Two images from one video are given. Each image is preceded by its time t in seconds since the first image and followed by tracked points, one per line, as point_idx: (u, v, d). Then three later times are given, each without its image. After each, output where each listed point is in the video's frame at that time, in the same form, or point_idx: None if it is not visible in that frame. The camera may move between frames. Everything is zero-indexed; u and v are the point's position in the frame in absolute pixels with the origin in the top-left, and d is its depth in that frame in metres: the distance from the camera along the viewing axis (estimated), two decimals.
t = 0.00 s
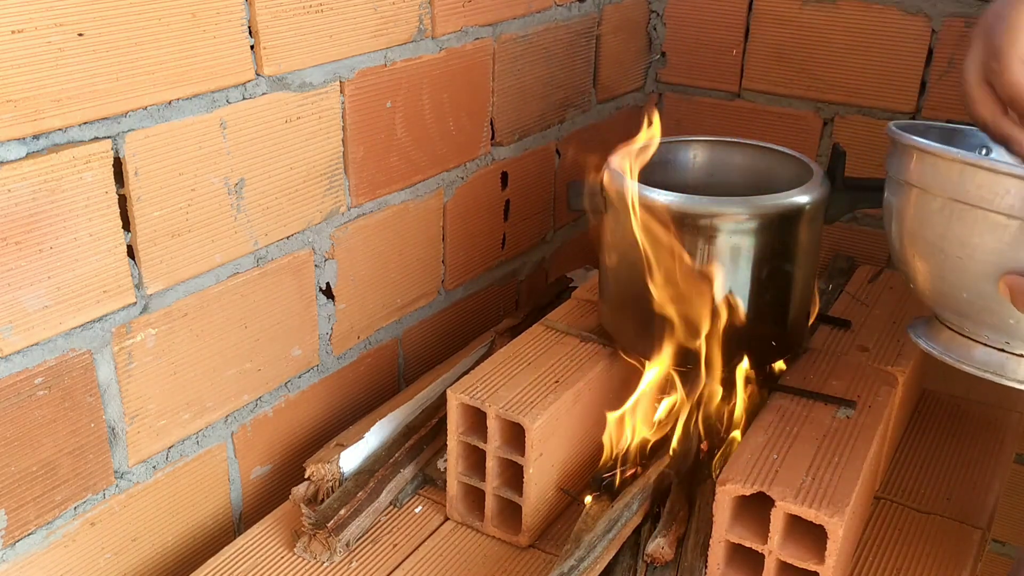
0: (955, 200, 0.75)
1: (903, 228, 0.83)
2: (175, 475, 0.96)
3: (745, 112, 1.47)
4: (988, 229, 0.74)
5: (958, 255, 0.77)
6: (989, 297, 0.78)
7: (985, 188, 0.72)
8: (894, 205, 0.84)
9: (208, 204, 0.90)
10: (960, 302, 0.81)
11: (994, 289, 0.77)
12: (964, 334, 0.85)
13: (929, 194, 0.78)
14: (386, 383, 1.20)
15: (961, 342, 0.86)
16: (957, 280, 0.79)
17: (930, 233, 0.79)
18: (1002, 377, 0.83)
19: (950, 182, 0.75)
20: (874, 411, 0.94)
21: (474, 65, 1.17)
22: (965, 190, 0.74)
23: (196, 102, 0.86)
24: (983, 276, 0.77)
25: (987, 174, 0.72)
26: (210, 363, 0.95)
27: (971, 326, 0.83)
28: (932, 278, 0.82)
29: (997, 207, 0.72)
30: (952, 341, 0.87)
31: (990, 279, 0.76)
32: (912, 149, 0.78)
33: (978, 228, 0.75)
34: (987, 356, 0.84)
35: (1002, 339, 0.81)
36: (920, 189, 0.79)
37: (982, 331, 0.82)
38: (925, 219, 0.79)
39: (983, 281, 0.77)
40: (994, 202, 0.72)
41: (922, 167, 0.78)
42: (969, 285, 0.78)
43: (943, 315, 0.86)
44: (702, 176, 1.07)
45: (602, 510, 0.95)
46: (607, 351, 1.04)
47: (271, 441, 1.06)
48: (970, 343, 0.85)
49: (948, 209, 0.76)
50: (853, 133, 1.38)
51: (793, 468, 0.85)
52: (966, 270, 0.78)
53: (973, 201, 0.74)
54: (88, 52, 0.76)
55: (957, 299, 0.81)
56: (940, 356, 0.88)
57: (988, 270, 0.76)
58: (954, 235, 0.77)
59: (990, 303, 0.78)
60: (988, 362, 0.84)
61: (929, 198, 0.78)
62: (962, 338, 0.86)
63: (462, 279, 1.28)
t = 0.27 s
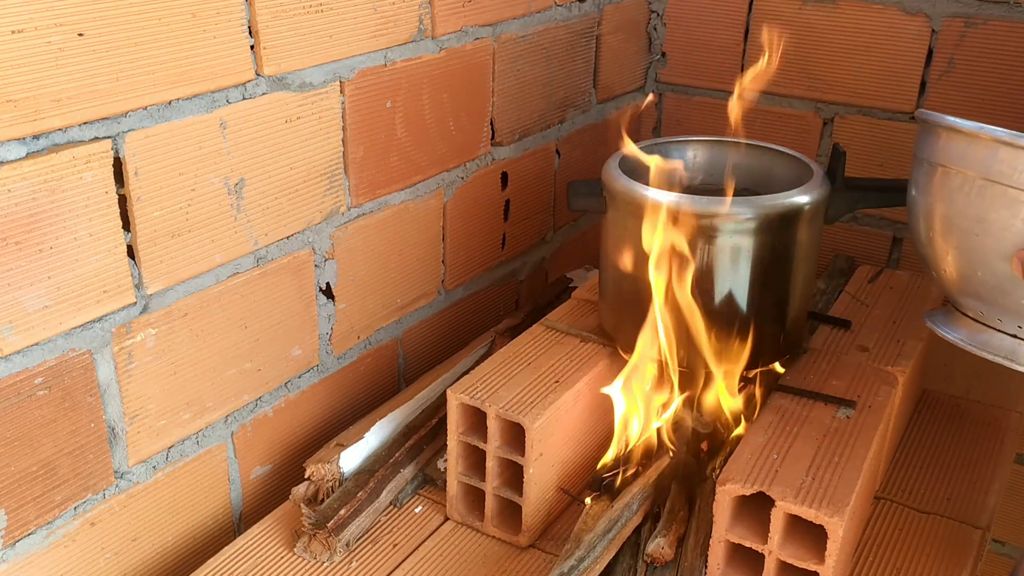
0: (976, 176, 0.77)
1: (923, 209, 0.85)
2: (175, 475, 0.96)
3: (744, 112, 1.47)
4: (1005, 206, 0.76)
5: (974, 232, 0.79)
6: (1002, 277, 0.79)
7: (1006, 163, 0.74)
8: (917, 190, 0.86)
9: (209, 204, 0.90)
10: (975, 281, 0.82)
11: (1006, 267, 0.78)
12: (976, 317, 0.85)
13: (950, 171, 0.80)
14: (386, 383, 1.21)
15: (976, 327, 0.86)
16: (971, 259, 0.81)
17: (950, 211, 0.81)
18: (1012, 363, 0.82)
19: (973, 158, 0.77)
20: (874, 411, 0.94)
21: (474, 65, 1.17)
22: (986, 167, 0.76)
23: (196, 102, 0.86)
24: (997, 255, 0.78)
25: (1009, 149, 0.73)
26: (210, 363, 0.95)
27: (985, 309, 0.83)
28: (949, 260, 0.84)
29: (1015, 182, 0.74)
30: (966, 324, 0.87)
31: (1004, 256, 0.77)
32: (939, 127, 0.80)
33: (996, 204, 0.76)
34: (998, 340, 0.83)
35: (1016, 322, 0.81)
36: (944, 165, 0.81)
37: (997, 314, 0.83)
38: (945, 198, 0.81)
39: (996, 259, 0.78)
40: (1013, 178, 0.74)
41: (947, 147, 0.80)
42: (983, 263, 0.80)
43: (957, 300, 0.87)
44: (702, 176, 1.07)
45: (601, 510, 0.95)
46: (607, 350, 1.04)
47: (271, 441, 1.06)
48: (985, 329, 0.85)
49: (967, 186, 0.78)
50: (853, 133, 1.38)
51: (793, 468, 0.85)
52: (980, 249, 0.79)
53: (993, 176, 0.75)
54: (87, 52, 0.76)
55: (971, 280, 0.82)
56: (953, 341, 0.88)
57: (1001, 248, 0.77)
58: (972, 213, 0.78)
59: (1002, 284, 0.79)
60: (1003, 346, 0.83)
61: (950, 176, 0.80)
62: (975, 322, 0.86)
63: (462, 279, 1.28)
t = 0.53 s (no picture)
0: (982, 170, 0.77)
1: (928, 208, 0.85)
2: (175, 475, 0.96)
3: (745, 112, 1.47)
4: (1010, 200, 0.76)
5: (979, 226, 0.79)
6: (1006, 272, 0.79)
7: (1013, 157, 0.74)
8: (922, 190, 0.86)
9: (209, 204, 0.90)
10: (978, 275, 0.82)
11: (1010, 261, 0.78)
12: (980, 314, 0.85)
13: (955, 165, 0.80)
14: (386, 383, 1.20)
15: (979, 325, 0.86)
16: (975, 252, 0.81)
17: (955, 204, 0.81)
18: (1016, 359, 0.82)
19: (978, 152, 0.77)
20: (874, 411, 0.94)
21: (474, 65, 1.17)
22: (993, 160, 0.76)
23: (196, 102, 0.86)
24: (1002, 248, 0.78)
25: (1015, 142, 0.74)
26: (210, 363, 0.95)
27: (988, 305, 0.83)
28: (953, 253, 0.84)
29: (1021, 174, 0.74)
30: (969, 321, 0.87)
31: (1008, 250, 0.78)
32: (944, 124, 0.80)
33: (1001, 198, 0.76)
34: (1002, 337, 0.83)
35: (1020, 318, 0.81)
36: (949, 160, 0.81)
37: (1000, 311, 0.83)
38: (950, 191, 0.81)
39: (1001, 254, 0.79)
40: (1019, 171, 0.74)
41: (953, 142, 0.80)
42: (987, 257, 0.80)
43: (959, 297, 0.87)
44: (702, 176, 1.07)
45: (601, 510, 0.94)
46: (606, 350, 1.04)
47: (271, 441, 1.06)
48: (988, 325, 0.85)
49: (973, 180, 0.78)
50: (853, 133, 1.38)
51: (793, 468, 0.85)
52: (985, 244, 0.79)
53: (999, 168, 0.76)
54: (87, 52, 0.76)
55: (975, 278, 0.82)
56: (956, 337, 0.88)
57: (1006, 241, 0.78)
58: (977, 207, 0.79)
59: (1007, 280, 0.79)
60: (1007, 342, 0.83)
61: (956, 170, 0.80)
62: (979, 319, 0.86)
63: (462, 279, 1.28)
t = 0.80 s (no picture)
0: (943, 179, 0.79)
1: (898, 213, 0.87)
2: (175, 475, 0.96)
3: (745, 112, 1.47)
4: (973, 208, 0.78)
5: (945, 233, 0.81)
6: (974, 275, 0.81)
7: (971, 167, 0.76)
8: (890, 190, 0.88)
9: (209, 204, 0.90)
10: (949, 279, 0.84)
11: (977, 265, 0.80)
12: (954, 314, 0.88)
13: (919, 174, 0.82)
14: (386, 383, 1.20)
15: (956, 324, 0.88)
16: (944, 258, 0.83)
17: (921, 212, 0.83)
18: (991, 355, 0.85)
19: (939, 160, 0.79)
20: (874, 411, 0.94)
21: (474, 65, 1.17)
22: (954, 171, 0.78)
23: (196, 102, 0.86)
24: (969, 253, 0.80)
25: (974, 154, 0.75)
26: (210, 363, 0.95)
27: (961, 306, 0.86)
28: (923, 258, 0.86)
29: (981, 184, 0.76)
30: (945, 322, 0.89)
31: (974, 255, 0.80)
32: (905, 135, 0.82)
33: (963, 206, 0.78)
34: (977, 334, 0.86)
35: (992, 317, 0.84)
36: (913, 168, 0.83)
37: (975, 311, 0.85)
38: (916, 199, 0.83)
39: (967, 258, 0.81)
40: (979, 180, 0.76)
41: (915, 151, 0.82)
42: (955, 262, 0.82)
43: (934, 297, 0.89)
44: (702, 176, 1.07)
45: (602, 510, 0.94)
46: (607, 350, 1.04)
47: (271, 441, 1.06)
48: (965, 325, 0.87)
49: (937, 188, 0.80)
50: (853, 133, 1.38)
51: (793, 468, 0.85)
52: (952, 249, 0.81)
53: (960, 178, 0.77)
54: (87, 52, 0.76)
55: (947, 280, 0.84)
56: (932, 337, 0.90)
57: (972, 247, 0.79)
58: (942, 215, 0.81)
59: (975, 282, 0.82)
60: (981, 340, 0.85)
61: (920, 179, 0.82)
62: (953, 318, 0.88)
63: (462, 279, 1.28)
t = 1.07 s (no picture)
0: (858, 161, 0.80)
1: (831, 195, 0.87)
2: (175, 475, 0.96)
3: (744, 112, 1.47)
4: (895, 185, 0.79)
5: (876, 211, 0.82)
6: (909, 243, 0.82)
7: (886, 149, 0.77)
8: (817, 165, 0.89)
9: (209, 204, 0.90)
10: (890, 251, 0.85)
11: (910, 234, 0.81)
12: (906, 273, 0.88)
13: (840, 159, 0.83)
14: (386, 383, 1.20)
15: (908, 281, 0.89)
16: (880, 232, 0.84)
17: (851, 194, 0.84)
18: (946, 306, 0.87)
19: (849, 144, 0.80)
20: (874, 411, 0.94)
21: (474, 65, 1.17)
22: (871, 155, 0.78)
23: (196, 102, 0.86)
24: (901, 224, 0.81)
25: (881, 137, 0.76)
26: (210, 363, 0.95)
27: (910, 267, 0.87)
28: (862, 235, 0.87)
29: (896, 161, 0.77)
30: (900, 282, 0.90)
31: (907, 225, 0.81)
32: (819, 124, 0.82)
33: (887, 185, 0.79)
34: (931, 289, 0.87)
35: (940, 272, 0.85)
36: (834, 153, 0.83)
37: (923, 270, 0.86)
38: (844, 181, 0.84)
39: (899, 227, 0.81)
40: (898, 160, 0.77)
41: (831, 136, 0.82)
42: (891, 235, 0.83)
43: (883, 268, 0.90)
44: (702, 176, 1.07)
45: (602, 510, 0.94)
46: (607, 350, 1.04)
47: (271, 441, 1.06)
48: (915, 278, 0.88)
49: (862, 172, 0.81)
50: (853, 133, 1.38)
51: (793, 468, 0.85)
52: (882, 221, 0.82)
53: (876, 160, 0.78)
54: (87, 52, 0.76)
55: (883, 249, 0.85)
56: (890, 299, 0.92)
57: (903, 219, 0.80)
58: (868, 192, 0.82)
59: (911, 246, 0.83)
60: (936, 294, 0.87)
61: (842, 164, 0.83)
62: (907, 276, 0.89)
63: (462, 279, 1.28)
